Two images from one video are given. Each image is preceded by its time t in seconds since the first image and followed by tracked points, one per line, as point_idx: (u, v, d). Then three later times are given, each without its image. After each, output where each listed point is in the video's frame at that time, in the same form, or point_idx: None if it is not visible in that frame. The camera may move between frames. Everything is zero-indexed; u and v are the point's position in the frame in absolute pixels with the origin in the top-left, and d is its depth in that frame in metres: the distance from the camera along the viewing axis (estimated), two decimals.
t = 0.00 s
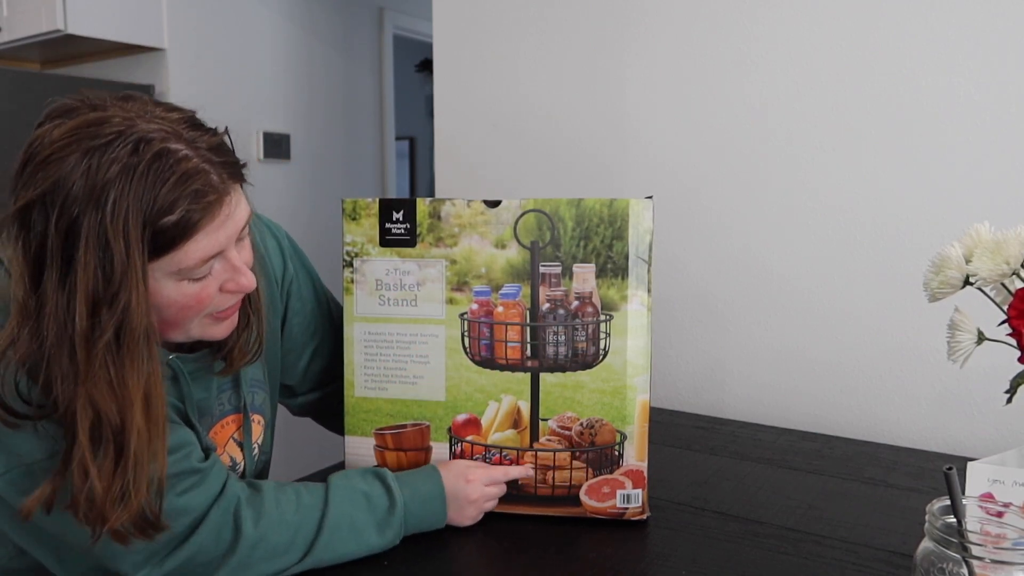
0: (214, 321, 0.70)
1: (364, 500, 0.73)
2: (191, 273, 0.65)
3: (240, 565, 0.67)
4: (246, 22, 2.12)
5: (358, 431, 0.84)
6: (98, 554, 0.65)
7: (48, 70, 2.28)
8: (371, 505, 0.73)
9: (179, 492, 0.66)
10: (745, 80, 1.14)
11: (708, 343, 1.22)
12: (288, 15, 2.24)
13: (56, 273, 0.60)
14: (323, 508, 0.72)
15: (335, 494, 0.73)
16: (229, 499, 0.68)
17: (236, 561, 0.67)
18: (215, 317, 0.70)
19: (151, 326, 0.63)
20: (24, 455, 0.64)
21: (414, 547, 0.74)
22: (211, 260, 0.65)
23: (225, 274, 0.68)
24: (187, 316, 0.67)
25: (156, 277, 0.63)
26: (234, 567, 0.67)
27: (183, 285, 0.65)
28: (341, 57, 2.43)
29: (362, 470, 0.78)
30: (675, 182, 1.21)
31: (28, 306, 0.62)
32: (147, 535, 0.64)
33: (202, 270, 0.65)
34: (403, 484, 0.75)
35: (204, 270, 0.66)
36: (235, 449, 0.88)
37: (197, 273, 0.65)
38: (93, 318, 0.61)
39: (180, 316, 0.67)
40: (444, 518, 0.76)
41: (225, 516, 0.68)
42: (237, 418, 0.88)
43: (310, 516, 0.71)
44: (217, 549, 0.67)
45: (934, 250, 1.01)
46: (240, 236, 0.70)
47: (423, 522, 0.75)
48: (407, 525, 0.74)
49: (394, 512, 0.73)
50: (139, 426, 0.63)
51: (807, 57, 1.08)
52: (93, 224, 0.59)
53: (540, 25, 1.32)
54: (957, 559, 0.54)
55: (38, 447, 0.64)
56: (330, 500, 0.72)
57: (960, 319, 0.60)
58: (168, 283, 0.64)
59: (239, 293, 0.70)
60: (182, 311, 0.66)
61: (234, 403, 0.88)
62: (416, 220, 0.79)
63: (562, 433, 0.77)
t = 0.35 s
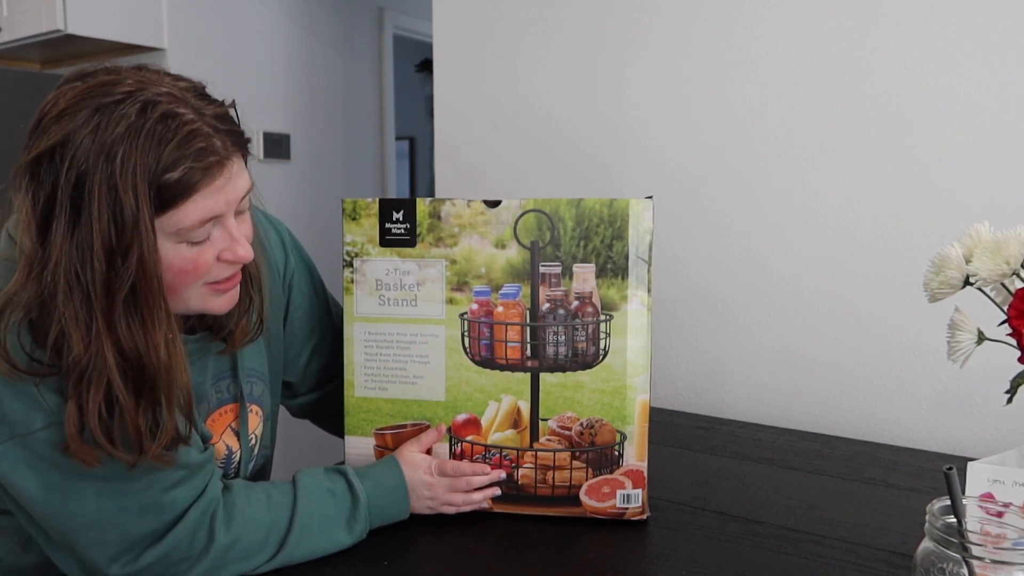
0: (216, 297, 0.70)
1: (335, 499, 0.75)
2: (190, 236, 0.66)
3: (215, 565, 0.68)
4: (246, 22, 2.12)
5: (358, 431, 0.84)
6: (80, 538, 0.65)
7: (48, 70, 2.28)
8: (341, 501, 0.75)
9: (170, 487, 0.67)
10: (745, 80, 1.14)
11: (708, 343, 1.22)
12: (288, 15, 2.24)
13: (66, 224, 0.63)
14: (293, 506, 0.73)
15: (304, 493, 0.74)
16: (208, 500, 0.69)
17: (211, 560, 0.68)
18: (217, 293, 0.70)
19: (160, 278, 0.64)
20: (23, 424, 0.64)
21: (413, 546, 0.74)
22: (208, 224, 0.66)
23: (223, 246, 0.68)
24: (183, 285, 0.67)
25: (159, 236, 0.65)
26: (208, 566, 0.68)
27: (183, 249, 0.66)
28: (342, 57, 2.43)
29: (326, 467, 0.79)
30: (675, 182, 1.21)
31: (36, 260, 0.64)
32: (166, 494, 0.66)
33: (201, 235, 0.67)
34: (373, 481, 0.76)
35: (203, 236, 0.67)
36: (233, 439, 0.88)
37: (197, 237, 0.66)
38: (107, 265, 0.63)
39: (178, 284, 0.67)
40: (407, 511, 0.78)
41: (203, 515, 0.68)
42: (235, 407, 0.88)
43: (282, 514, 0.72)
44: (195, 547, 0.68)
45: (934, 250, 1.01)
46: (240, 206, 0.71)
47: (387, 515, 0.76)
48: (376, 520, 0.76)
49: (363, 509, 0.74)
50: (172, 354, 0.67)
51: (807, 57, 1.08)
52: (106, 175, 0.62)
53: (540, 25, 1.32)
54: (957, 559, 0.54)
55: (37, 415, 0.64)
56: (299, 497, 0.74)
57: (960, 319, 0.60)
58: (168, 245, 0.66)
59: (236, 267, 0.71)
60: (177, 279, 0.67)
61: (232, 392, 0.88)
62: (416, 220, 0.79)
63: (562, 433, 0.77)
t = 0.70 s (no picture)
0: (191, 240, 0.74)
1: (342, 502, 0.74)
2: (157, 160, 0.73)
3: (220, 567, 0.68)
4: (247, 22, 2.12)
5: (358, 431, 0.84)
6: (85, 527, 0.64)
7: (49, 70, 2.28)
8: (348, 504, 0.74)
9: (183, 484, 0.67)
10: (744, 80, 1.14)
11: (708, 343, 1.22)
12: (288, 15, 2.24)
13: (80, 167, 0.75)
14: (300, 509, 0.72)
15: (311, 497, 0.74)
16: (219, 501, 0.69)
17: (215, 563, 0.68)
18: (193, 237, 0.74)
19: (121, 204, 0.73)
20: (55, 400, 0.66)
21: (413, 546, 0.74)
22: (172, 149, 0.73)
23: (192, 184, 0.74)
24: (153, 218, 0.73)
25: (134, 164, 0.74)
26: (213, 568, 0.68)
27: (151, 175, 0.73)
28: (343, 57, 2.43)
29: (331, 468, 0.79)
30: (675, 182, 1.21)
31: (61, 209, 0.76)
32: (180, 492, 0.67)
33: (170, 163, 0.74)
34: (380, 485, 0.76)
35: (174, 166, 0.74)
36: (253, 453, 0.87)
37: (167, 165, 0.73)
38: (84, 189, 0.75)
39: (150, 217, 0.73)
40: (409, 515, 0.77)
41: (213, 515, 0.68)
42: (264, 420, 0.88)
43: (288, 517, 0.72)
44: (201, 549, 0.67)
45: (934, 250, 1.01)
46: (228, 154, 0.76)
47: (390, 518, 0.76)
48: (381, 523, 0.76)
49: (369, 513, 0.74)
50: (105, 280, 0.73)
51: (807, 58, 1.08)
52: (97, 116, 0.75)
53: (539, 26, 1.32)
54: (957, 559, 0.54)
55: (68, 393, 0.66)
56: (306, 500, 0.73)
57: (961, 319, 0.60)
58: (139, 175, 0.74)
59: (208, 209, 0.74)
60: (146, 209, 0.73)
61: (257, 405, 0.88)
62: (417, 220, 0.79)
63: (562, 433, 0.77)
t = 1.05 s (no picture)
0: (222, 250, 0.75)
1: (347, 504, 0.74)
2: (195, 169, 0.75)
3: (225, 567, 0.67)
4: (245, 22, 2.11)
5: (367, 432, 0.84)
6: (108, 519, 0.64)
7: (46, 69, 2.28)
8: (353, 505, 0.74)
9: (206, 482, 0.68)
10: (744, 81, 1.14)
11: (708, 344, 1.23)
12: (287, 15, 2.23)
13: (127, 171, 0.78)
14: (305, 511, 0.72)
15: (316, 497, 0.73)
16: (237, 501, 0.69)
17: (222, 561, 0.67)
18: (223, 247, 0.75)
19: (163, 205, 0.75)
20: (91, 387, 0.67)
21: (415, 546, 0.74)
22: (209, 158, 0.75)
23: (225, 195, 0.74)
24: (186, 227, 0.74)
25: (172, 172, 0.75)
26: (218, 567, 0.67)
27: (187, 183, 0.75)
28: (342, 58, 2.43)
29: (335, 468, 0.79)
30: (675, 182, 1.22)
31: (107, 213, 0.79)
32: (205, 490, 0.67)
33: (208, 173, 0.75)
34: (386, 485, 0.76)
35: (211, 177, 0.75)
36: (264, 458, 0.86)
37: (205, 174, 0.75)
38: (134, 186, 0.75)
39: (183, 224, 0.74)
40: (412, 517, 0.77)
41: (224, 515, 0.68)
42: (279, 430, 0.88)
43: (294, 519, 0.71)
44: (214, 545, 0.68)
45: (933, 251, 1.02)
46: (265, 168, 0.77)
47: (393, 519, 0.76)
48: (385, 524, 0.76)
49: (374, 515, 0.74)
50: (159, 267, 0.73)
51: (807, 58, 1.09)
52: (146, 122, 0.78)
53: (540, 27, 1.33)
54: (957, 559, 0.55)
55: (106, 381, 0.67)
56: (311, 502, 0.73)
57: (960, 319, 0.60)
58: (177, 182, 0.75)
59: (240, 221, 0.74)
60: (180, 216, 0.74)
61: (276, 414, 0.88)
62: (426, 220, 0.80)
63: (571, 431, 0.78)
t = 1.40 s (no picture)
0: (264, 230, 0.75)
1: (336, 532, 0.71)
2: (236, 152, 0.74)
3: None
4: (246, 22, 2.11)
5: (366, 432, 0.84)
6: (80, 507, 0.64)
7: (47, 70, 2.28)
8: (344, 534, 0.71)
9: (188, 489, 0.67)
10: (744, 80, 1.14)
11: (708, 343, 1.23)
12: (287, 16, 2.24)
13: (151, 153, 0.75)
14: (296, 537, 0.70)
15: (308, 523, 0.71)
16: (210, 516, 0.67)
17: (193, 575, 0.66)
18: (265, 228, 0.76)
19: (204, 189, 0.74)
20: (86, 365, 0.66)
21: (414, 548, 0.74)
22: (252, 142, 0.75)
23: (269, 177, 0.75)
24: (226, 208, 0.74)
25: (209, 154, 0.75)
26: None
27: (228, 166, 0.74)
28: (342, 57, 2.43)
29: (330, 492, 0.75)
30: (675, 182, 1.22)
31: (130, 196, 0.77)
32: (184, 498, 0.66)
33: (248, 156, 0.75)
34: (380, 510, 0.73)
35: (251, 160, 0.75)
36: (263, 442, 0.87)
37: (245, 157, 0.75)
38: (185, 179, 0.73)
39: (223, 207, 0.74)
40: (412, 540, 0.74)
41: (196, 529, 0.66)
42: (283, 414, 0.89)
43: (282, 544, 0.69)
44: (181, 557, 0.66)
45: (933, 251, 1.02)
46: (301, 152, 0.78)
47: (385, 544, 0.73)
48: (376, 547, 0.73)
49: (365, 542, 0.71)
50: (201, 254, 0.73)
51: (807, 58, 1.09)
52: (174, 102, 0.75)
53: (540, 27, 1.33)
54: (957, 559, 0.55)
55: (102, 360, 0.67)
56: (303, 528, 0.70)
57: (960, 319, 0.60)
58: (216, 165, 0.74)
59: (284, 200, 0.75)
60: (221, 199, 0.74)
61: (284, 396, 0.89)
62: (425, 220, 0.80)
63: (571, 431, 0.78)
